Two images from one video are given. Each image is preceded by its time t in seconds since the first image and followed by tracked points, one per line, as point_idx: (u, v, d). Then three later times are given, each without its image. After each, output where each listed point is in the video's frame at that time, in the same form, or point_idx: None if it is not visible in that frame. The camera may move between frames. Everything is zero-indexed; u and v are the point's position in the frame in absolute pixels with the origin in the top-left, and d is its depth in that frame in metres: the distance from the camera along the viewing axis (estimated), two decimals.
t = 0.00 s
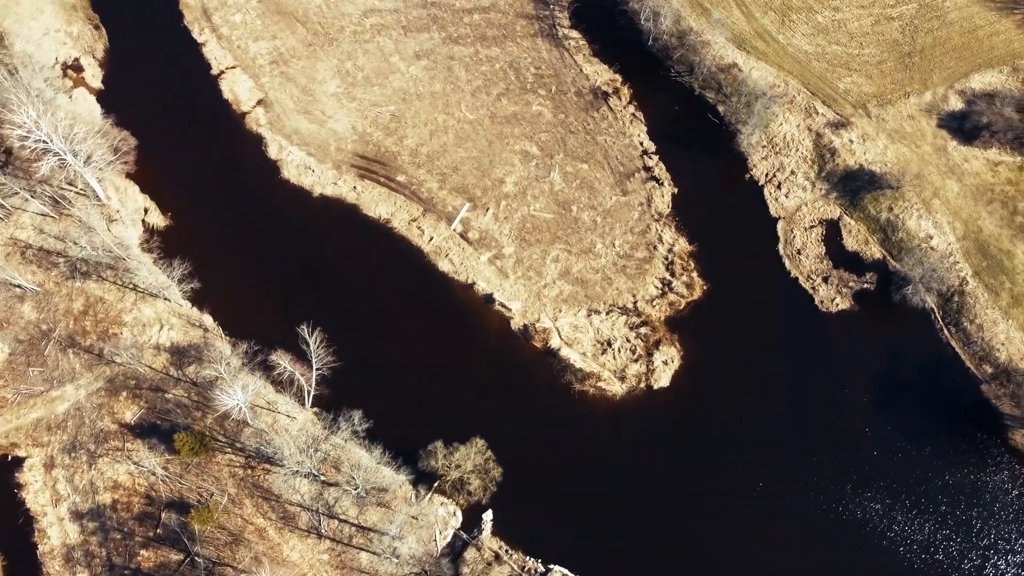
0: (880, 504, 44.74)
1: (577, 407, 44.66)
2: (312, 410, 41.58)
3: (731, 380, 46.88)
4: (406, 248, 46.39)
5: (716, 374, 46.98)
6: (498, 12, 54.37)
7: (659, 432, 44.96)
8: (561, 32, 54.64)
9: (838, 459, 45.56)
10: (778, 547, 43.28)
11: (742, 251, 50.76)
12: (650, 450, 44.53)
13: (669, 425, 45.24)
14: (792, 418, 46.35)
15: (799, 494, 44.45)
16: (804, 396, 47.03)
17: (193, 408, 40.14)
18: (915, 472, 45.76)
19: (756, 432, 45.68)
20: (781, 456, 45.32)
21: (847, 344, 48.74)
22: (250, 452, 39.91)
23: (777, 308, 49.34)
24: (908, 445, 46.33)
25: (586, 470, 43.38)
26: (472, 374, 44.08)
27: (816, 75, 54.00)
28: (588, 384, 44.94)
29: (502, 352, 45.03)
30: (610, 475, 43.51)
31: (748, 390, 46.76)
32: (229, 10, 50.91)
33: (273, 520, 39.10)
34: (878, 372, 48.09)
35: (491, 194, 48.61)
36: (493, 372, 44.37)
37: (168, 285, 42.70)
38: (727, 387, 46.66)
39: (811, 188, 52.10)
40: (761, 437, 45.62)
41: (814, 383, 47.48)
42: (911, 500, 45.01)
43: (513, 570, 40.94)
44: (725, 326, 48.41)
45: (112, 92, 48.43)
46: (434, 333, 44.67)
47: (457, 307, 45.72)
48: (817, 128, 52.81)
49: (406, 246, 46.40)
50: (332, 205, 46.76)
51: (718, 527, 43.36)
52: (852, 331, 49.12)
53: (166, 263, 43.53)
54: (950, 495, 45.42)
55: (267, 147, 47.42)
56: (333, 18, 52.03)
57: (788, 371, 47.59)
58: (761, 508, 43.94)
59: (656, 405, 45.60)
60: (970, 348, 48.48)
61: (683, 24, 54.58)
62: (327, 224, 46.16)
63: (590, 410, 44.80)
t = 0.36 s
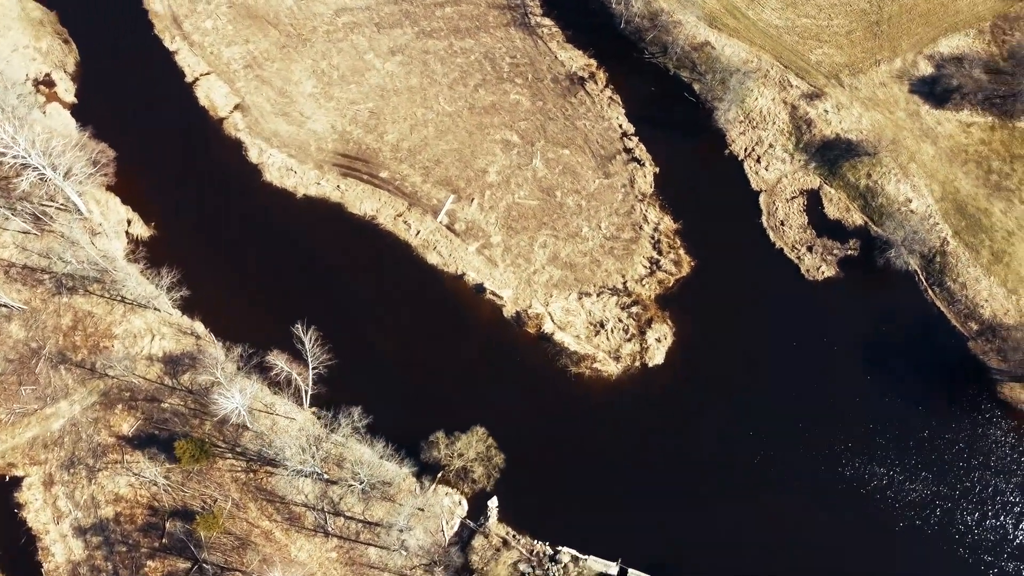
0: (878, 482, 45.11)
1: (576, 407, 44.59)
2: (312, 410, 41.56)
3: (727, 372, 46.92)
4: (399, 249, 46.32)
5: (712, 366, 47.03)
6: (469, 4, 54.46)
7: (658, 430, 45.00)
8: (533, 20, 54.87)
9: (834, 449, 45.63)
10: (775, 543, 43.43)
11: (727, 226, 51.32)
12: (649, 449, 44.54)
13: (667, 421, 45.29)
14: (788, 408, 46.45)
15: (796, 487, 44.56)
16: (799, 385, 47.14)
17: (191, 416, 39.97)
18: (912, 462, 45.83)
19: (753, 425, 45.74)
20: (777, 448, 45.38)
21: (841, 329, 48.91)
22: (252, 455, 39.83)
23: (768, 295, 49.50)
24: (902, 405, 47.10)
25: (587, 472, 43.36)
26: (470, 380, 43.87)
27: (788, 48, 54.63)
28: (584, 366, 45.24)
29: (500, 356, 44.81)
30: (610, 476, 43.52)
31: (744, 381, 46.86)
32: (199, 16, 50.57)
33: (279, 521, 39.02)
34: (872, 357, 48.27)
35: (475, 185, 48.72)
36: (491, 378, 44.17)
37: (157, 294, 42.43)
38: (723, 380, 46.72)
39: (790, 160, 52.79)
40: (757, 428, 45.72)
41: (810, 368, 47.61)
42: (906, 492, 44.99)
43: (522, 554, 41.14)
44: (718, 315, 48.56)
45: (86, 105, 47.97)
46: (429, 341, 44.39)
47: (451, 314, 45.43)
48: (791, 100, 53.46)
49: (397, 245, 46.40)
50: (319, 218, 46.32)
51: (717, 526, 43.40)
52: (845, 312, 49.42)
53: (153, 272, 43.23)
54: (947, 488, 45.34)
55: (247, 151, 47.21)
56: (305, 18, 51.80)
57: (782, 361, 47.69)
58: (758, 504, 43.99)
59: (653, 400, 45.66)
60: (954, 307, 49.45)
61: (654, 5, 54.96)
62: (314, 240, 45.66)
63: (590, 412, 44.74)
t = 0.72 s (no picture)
0: (876, 455, 45.64)
1: (575, 405, 44.63)
2: (312, 409, 41.61)
3: (724, 367, 46.87)
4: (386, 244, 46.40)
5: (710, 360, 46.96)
6: None
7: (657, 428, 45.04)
8: (506, 11, 55.07)
9: (832, 441, 45.72)
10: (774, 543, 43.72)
11: (711, 202, 51.78)
12: (650, 450, 44.55)
13: (667, 420, 45.27)
14: (786, 403, 46.42)
15: (795, 482, 44.73)
16: (797, 377, 47.16)
17: (189, 423, 39.82)
18: (913, 461, 45.69)
19: (752, 420, 45.79)
20: (776, 446, 45.36)
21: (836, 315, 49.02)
22: (253, 459, 39.73)
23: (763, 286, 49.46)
24: (893, 367, 47.88)
25: (588, 474, 43.42)
26: (467, 382, 43.82)
27: (759, 23, 55.19)
28: (579, 349, 45.55)
29: (497, 360, 44.65)
30: (610, 476, 43.61)
31: (742, 375, 46.79)
32: (170, 25, 50.21)
33: (285, 523, 39.00)
34: (868, 344, 48.36)
35: (459, 177, 48.81)
36: (489, 381, 44.07)
37: (147, 304, 42.17)
38: (721, 375, 46.62)
39: (768, 134, 53.51)
40: (756, 422, 45.78)
41: (805, 352, 47.84)
42: (906, 492, 44.97)
43: (529, 539, 41.43)
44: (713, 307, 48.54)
45: (61, 120, 47.47)
46: (425, 348, 44.22)
47: (447, 322, 45.15)
48: (766, 75, 54.09)
49: (385, 240, 46.47)
50: (308, 233, 45.75)
51: (717, 526, 43.57)
52: (839, 295, 49.58)
53: (141, 282, 42.96)
54: (950, 492, 45.13)
55: (228, 157, 46.98)
56: (277, 21, 51.57)
57: (779, 354, 47.64)
58: (757, 504, 44.16)
59: (653, 399, 45.62)
60: (937, 268, 50.34)
61: None
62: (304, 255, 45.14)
63: (591, 414, 44.62)
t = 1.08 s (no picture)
0: (872, 417, 46.17)
1: (574, 399, 44.54)
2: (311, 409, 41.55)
3: (721, 360, 46.66)
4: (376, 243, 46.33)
5: (706, 354, 46.71)
6: None
7: (657, 429, 44.75)
8: (477, 3, 55.21)
9: (830, 431, 45.54)
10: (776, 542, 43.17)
11: (693, 179, 52.24)
12: (650, 450, 44.26)
13: (667, 419, 45.00)
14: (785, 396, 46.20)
15: (796, 478, 44.47)
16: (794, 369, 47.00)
17: (188, 433, 39.64)
18: (913, 458, 45.43)
19: (752, 416, 45.49)
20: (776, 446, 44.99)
21: (829, 301, 49.18)
22: (254, 464, 39.62)
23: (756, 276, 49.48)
24: (884, 330, 48.58)
25: (588, 473, 43.23)
26: (467, 383, 43.76)
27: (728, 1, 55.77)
28: (573, 332, 45.74)
29: (496, 360, 44.60)
30: (610, 475, 43.37)
31: (739, 369, 46.59)
32: (140, 36, 49.81)
33: (291, 525, 38.94)
34: (863, 329, 48.48)
35: (441, 170, 48.87)
36: (488, 381, 44.03)
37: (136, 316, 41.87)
38: (718, 368, 46.44)
39: (744, 109, 54.11)
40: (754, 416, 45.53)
41: (797, 324, 48.31)
42: (906, 490, 44.81)
43: (536, 523, 41.66)
44: (707, 300, 48.41)
45: (35, 138, 46.95)
46: (424, 347, 44.22)
47: (442, 327, 44.91)
48: (738, 51, 54.70)
49: (374, 238, 46.43)
50: (298, 247, 45.29)
51: (717, 527, 43.23)
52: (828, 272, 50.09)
53: (129, 294, 42.68)
54: (949, 495, 44.94)
55: (208, 164, 46.73)
56: (248, 25, 51.30)
57: (775, 348, 47.50)
58: (757, 504, 43.86)
59: (652, 398, 45.35)
60: (918, 230, 51.24)
61: None
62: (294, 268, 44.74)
63: (591, 417, 44.35)
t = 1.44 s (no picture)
0: (867, 380, 46.72)
1: (573, 390, 44.68)
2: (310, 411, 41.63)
3: (716, 354, 46.66)
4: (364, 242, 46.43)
5: (701, 349, 46.69)
6: None
7: (658, 428, 44.54)
8: None
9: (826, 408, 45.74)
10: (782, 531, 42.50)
11: (674, 160, 52.75)
12: (649, 451, 44.01)
13: (667, 419, 44.81)
14: (783, 389, 46.07)
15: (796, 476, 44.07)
16: (790, 360, 46.93)
17: (188, 444, 39.45)
18: (909, 438, 45.40)
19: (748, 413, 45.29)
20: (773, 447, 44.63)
21: (819, 283, 49.40)
22: (257, 470, 39.51)
23: (746, 266, 49.53)
24: (870, 296, 49.33)
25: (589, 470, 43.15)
26: (468, 381, 43.88)
27: None
28: (566, 317, 46.03)
29: (495, 358, 44.70)
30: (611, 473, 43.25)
31: (734, 361, 46.59)
32: (110, 50, 49.44)
33: (299, 528, 38.83)
34: (854, 309, 48.77)
35: (423, 166, 48.91)
36: (487, 378, 44.17)
37: (127, 331, 41.65)
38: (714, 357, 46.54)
39: (718, 88, 54.75)
40: (752, 413, 45.28)
41: (788, 297, 48.80)
42: (905, 473, 44.53)
43: (542, 508, 41.73)
44: (699, 294, 48.37)
45: (11, 159, 46.43)
46: (424, 348, 44.35)
47: (437, 334, 44.82)
48: (708, 31, 55.34)
49: (362, 238, 46.51)
50: (286, 253, 45.39)
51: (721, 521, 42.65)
52: (813, 246, 50.68)
53: (119, 309, 42.53)
54: (949, 479, 44.58)
55: (189, 175, 46.53)
56: (219, 33, 51.02)
57: (770, 339, 47.42)
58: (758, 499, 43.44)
59: (651, 398, 45.22)
60: (896, 194, 52.13)
61: None
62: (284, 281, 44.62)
63: (591, 418, 44.20)
